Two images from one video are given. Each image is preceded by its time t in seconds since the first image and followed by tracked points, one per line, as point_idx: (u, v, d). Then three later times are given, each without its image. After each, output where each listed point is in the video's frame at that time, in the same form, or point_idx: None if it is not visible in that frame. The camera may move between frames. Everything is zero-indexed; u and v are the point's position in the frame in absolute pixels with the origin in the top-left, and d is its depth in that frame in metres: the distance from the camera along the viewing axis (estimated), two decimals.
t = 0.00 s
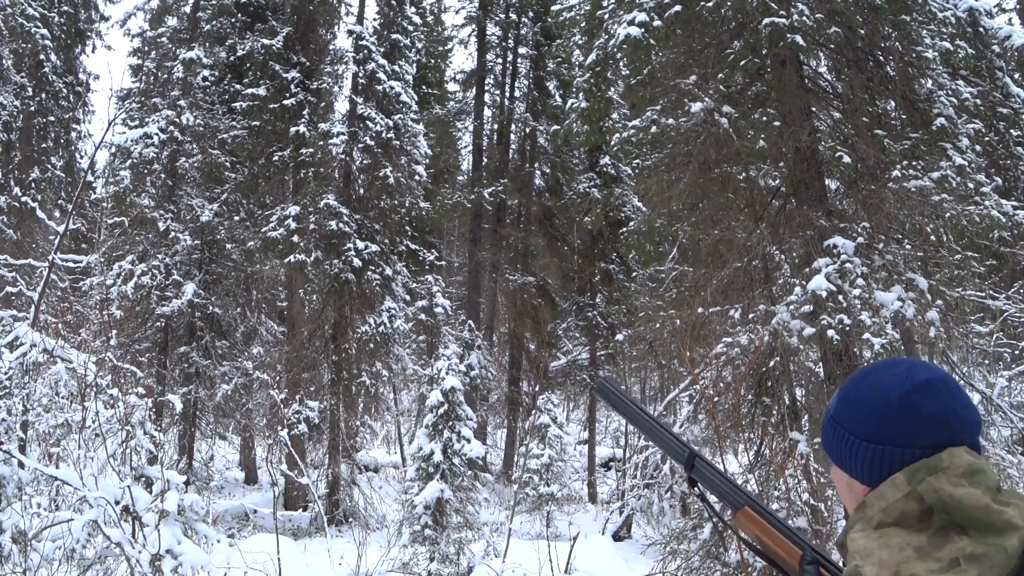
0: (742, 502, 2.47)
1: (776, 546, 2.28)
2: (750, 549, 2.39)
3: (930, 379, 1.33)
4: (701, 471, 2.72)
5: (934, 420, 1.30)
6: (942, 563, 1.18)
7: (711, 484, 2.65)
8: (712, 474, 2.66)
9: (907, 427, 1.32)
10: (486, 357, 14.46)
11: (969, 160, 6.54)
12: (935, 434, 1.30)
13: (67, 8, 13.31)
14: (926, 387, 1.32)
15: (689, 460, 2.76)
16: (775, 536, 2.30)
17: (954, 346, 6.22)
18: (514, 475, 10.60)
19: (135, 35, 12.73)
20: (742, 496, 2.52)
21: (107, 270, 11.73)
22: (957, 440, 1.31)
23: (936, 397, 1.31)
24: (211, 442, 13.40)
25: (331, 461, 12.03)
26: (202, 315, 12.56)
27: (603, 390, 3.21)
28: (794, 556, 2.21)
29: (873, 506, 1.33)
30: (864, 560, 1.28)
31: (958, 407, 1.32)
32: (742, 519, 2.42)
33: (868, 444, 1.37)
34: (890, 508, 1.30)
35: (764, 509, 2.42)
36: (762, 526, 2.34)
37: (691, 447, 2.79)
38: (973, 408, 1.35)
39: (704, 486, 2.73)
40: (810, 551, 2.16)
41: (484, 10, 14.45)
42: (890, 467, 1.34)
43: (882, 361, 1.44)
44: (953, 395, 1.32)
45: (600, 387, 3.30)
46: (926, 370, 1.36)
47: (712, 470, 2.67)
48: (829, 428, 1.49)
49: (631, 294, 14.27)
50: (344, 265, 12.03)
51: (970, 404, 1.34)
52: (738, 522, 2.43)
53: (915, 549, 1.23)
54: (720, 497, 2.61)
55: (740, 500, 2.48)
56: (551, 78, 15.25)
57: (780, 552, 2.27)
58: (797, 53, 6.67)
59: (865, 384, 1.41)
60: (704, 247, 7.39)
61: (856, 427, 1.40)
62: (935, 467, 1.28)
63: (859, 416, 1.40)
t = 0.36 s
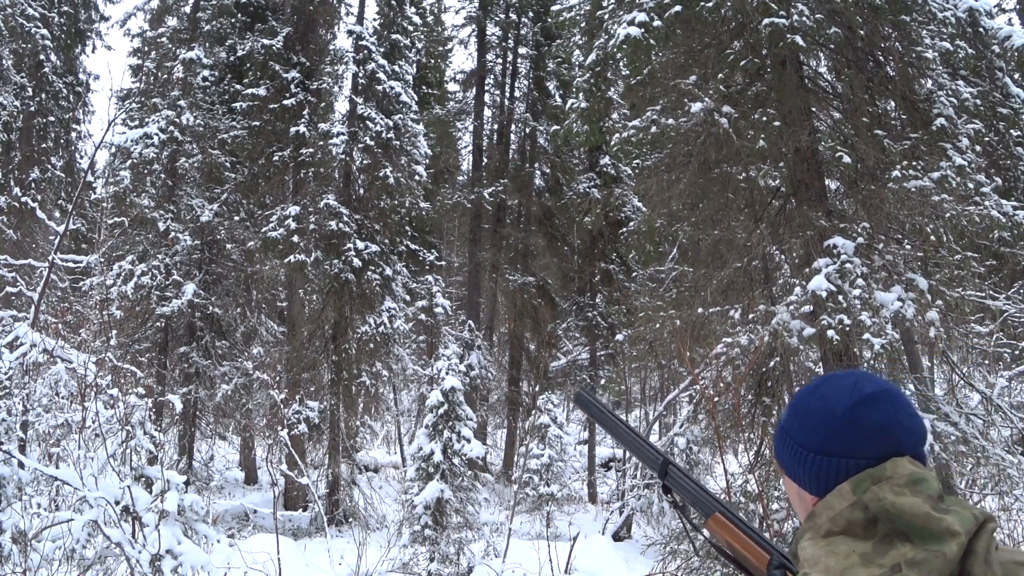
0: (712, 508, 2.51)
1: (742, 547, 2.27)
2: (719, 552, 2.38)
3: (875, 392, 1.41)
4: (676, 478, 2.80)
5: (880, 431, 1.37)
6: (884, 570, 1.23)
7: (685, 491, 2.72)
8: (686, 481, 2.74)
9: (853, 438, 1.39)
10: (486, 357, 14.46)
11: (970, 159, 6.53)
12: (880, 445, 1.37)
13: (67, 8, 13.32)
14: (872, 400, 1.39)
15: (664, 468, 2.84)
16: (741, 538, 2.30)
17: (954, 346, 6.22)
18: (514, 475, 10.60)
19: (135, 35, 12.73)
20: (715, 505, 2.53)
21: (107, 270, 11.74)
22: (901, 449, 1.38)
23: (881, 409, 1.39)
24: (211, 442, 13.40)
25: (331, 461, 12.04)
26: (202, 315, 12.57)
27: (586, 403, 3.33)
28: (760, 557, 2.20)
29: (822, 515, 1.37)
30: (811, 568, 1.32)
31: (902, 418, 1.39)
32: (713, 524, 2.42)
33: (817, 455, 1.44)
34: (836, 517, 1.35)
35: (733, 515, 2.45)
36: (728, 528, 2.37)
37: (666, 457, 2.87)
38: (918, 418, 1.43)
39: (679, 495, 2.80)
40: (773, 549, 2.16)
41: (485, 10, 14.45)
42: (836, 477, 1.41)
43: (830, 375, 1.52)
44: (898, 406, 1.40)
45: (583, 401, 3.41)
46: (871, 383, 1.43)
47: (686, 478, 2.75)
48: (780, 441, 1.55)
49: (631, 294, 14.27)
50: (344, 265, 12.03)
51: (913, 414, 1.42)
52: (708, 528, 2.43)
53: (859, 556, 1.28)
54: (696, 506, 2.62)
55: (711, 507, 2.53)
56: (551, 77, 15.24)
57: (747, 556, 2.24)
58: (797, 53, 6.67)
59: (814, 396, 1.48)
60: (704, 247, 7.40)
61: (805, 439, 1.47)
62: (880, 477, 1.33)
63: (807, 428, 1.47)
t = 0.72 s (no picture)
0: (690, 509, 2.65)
1: (717, 548, 2.43)
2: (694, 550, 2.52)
3: (831, 396, 1.45)
4: (654, 480, 2.93)
5: (834, 433, 1.42)
6: (837, 569, 1.28)
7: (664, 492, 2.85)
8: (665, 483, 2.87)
9: (810, 441, 1.43)
10: (486, 357, 14.46)
11: (970, 159, 6.52)
12: (837, 448, 1.42)
13: (67, 8, 13.31)
14: (827, 403, 1.44)
15: (643, 469, 2.97)
16: (717, 537, 2.44)
17: (954, 346, 6.22)
18: (514, 475, 10.60)
19: (135, 35, 12.73)
20: (693, 506, 2.68)
21: (107, 270, 11.73)
22: (857, 452, 1.42)
23: (838, 412, 1.43)
24: (211, 442, 13.40)
25: (331, 460, 12.06)
26: (202, 315, 12.57)
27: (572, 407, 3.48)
28: (735, 558, 2.38)
29: (780, 516, 1.42)
30: (769, 566, 1.37)
31: (858, 421, 1.44)
32: (688, 523, 2.58)
33: (776, 457, 1.49)
34: (794, 518, 1.40)
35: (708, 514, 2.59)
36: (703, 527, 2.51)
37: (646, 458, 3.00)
38: (873, 419, 1.48)
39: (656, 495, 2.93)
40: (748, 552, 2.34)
41: (485, 10, 14.46)
42: (795, 479, 1.46)
43: (788, 378, 1.56)
44: (853, 409, 1.45)
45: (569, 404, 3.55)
46: (828, 386, 1.48)
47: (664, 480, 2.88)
48: (741, 445, 1.60)
49: (631, 294, 14.27)
50: (344, 265, 12.03)
51: (869, 416, 1.47)
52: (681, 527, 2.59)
53: (814, 556, 1.33)
54: (672, 507, 2.79)
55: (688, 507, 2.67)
56: (551, 77, 15.24)
57: (721, 553, 2.41)
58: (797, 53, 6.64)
59: (773, 399, 1.53)
60: (704, 247, 7.41)
61: (765, 442, 1.51)
62: (836, 478, 1.38)
63: (766, 432, 1.51)
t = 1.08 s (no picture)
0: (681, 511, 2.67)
1: (703, 548, 2.43)
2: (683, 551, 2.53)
3: (813, 401, 1.49)
4: (648, 484, 2.96)
5: (815, 438, 1.45)
6: (811, 572, 1.31)
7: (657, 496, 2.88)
8: (659, 488, 2.91)
9: (790, 445, 1.46)
10: (486, 357, 14.47)
11: (970, 159, 6.51)
12: (817, 452, 1.44)
13: (67, 8, 13.32)
14: (809, 408, 1.47)
15: (637, 473, 3.01)
16: (704, 538, 2.46)
17: (954, 346, 6.22)
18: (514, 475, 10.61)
19: (135, 35, 12.73)
20: (683, 509, 2.70)
21: (107, 270, 11.73)
22: (838, 457, 1.45)
23: (818, 418, 1.47)
24: (211, 442, 13.40)
25: (331, 461, 12.05)
26: (202, 315, 12.57)
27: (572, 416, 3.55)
28: (722, 557, 2.38)
29: (760, 519, 1.45)
30: (747, 568, 1.40)
31: (840, 427, 1.47)
32: (677, 525, 2.59)
33: (759, 462, 1.51)
34: (772, 521, 1.42)
35: (698, 518, 2.60)
36: (692, 528, 2.52)
37: (640, 463, 3.04)
38: (856, 425, 1.51)
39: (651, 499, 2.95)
40: (734, 551, 2.34)
41: (484, 10, 14.47)
42: (775, 483, 1.48)
43: (774, 384, 1.60)
44: (835, 415, 1.48)
45: (570, 414, 3.62)
46: (811, 392, 1.51)
47: (657, 484, 2.91)
48: (725, 447, 1.63)
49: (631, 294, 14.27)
50: (344, 265, 12.02)
51: (851, 422, 1.50)
52: (672, 529, 2.61)
53: (790, 559, 1.36)
54: (665, 510, 2.81)
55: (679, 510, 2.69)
56: (551, 78, 15.24)
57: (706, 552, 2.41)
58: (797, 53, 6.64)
59: (756, 403, 1.56)
60: (704, 247, 7.42)
61: (747, 445, 1.55)
62: (814, 483, 1.40)
63: (749, 435, 1.55)
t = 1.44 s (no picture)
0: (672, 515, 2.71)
1: (692, 549, 2.48)
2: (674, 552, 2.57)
3: (806, 409, 1.48)
4: (642, 488, 3.00)
5: (807, 446, 1.45)
6: (794, 573, 1.34)
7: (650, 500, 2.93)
8: (652, 491, 2.95)
9: (781, 452, 1.46)
10: (486, 357, 14.47)
11: (970, 159, 6.50)
12: (808, 459, 1.44)
13: (67, 8, 13.34)
14: (802, 415, 1.47)
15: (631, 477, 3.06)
16: (693, 539, 2.50)
17: (954, 346, 6.21)
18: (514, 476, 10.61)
19: (135, 35, 12.75)
20: (675, 512, 2.74)
21: (107, 270, 11.73)
22: (829, 463, 1.45)
23: (812, 425, 1.46)
24: (211, 442, 13.40)
25: (331, 461, 12.04)
26: (202, 315, 12.58)
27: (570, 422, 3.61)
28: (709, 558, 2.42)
29: (750, 521, 1.47)
30: (734, 567, 1.44)
31: (833, 434, 1.46)
32: (669, 528, 2.63)
33: (752, 466, 1.51)
34: (762, 525, 1.44)
35: (689, 521, 2.64)
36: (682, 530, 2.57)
37: (635, 468, 3.09)
38: (849, 432, 1.51)
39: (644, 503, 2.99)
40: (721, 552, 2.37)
41: (484, 10, 14.47)
42: (767, 488, 1.48)
43: (769, 390, 1.59)
44: (828, 423, 1.47)
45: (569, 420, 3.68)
46: (805, 400, 1.51)
47: (651, 488, 2.96)
48: (721, 451, 1.63)
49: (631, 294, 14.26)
50: (344, 265, 12.01)
51: (844, 429, 1.49)
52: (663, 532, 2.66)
53: (774, 560, 1.39)
54: (658, 513, 2.85)
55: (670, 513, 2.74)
56: (551, 77, 15.24)
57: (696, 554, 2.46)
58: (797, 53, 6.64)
59: (750, 409, 1.56)
60: (705, 247, 7.46)
61: (741, 450, 1.55)
62: (803, 487, 1.41)
63: (744, 440, 1.54)
